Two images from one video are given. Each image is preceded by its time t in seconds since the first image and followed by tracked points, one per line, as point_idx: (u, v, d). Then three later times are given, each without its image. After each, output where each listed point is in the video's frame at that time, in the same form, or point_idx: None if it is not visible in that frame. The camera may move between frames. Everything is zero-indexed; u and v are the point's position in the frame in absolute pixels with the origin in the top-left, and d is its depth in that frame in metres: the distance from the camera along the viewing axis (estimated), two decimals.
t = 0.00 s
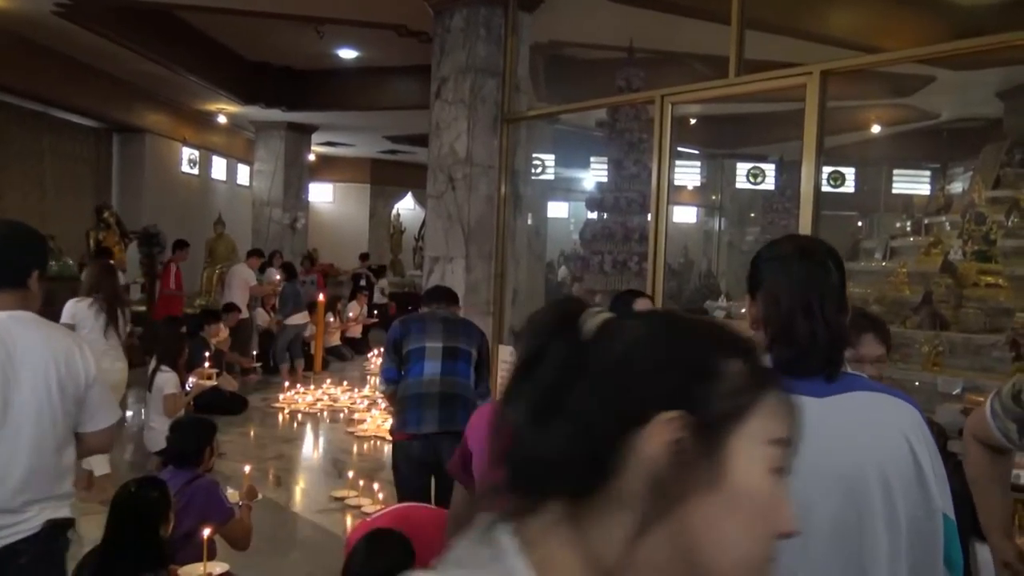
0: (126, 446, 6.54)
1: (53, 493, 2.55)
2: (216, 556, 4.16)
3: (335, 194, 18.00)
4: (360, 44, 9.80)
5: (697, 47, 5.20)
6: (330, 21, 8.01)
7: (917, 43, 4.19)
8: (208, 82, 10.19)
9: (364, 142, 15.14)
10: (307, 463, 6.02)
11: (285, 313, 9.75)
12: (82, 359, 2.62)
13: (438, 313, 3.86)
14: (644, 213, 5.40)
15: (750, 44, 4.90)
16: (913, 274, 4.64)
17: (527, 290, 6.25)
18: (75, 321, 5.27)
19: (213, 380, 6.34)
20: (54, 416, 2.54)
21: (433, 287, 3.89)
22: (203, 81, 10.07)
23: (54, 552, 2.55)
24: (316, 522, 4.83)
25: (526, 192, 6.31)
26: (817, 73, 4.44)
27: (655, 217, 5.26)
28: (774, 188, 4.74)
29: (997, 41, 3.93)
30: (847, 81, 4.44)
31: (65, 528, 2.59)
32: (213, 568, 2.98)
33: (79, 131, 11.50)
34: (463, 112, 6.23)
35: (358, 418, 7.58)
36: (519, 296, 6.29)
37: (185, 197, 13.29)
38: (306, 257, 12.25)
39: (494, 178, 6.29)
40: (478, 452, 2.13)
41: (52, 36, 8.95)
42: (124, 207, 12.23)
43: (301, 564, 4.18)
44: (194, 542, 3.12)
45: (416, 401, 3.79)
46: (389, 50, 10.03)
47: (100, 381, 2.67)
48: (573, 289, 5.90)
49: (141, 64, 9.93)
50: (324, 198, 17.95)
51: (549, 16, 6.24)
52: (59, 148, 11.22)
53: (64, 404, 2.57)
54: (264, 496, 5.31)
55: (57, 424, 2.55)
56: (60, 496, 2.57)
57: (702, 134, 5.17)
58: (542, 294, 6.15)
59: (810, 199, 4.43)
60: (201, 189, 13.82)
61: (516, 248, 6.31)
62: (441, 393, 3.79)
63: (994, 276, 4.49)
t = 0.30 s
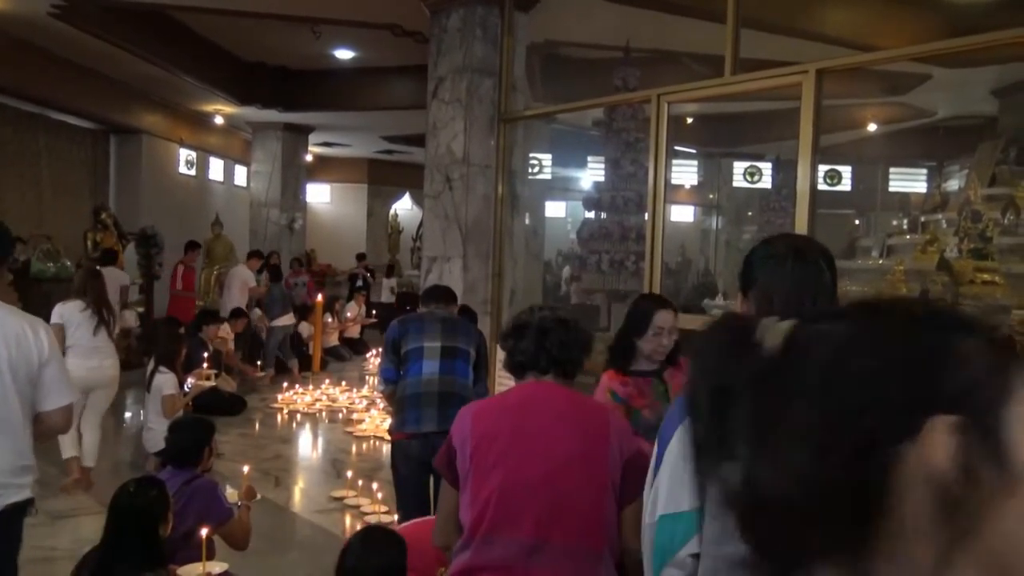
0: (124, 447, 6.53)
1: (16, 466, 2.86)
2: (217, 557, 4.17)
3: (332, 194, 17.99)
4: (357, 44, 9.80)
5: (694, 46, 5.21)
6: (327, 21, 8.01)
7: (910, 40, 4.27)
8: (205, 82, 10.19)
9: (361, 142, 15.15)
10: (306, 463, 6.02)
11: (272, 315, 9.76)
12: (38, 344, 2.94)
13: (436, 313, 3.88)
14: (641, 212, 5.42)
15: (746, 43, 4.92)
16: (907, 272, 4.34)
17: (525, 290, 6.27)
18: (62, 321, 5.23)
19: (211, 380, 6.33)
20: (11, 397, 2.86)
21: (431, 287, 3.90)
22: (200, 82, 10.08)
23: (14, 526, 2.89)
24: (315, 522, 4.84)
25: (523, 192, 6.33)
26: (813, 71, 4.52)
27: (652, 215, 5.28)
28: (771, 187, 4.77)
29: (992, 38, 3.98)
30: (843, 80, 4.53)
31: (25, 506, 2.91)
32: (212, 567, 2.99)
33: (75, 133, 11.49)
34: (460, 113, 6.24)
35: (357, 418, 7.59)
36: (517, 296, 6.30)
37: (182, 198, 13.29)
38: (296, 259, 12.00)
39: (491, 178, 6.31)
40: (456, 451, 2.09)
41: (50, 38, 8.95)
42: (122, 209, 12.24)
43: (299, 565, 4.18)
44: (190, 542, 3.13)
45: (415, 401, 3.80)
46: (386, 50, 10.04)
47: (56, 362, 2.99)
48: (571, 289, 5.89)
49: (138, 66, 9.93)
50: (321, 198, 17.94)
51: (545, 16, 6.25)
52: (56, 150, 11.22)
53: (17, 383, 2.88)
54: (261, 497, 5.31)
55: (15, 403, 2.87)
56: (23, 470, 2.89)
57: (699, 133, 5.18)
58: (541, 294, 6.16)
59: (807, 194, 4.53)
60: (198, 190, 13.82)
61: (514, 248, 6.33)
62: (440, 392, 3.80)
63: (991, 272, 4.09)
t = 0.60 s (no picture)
0: (140, 443, 6.60)
1: (14, 454, 3.05)
2: (229, 551, 4.21)
3: (347, 192, 18.06)
4: (372, 43, 9.84)
5: (706, 42, 5.20)
6: (341, 20, 8.05)
7: (921, 37, 4.25)
8: (221, 80, 10.26)
9: (376, 141, 15.19)
10: (320, 459, 6.06)
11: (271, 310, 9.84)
12: (36, 342, 3.13)
13: (445, 310, 3.90)
14: (653, 210, 5.42)
15: (759, 40, 4.91)
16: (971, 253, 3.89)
17: (537, 287, 6.28)
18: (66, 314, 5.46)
19: (225, 376, 6.39)
20: (7, 390, 3.05)
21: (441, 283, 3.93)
22: (216, 80, 10.15)
23: (14, 510, 3.07)
24: (326, 517, 4.88)
25: (536, 190, 6.35)
26: (824, 69, 4.50)
27: (665, 212, 5.28)
28: (787, 184, 4.73)
29: (1002, 35, 3.96)
30: (854, 78, 4.51)
31: (23, 492, 3.10)
32: (222, 560, 3.00)
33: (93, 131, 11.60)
34: (472, 110, 6.27)
35: (370, 415, 7.63)
36: (529, 293, 6.32)
37: (199, 196, 13.39)
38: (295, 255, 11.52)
39: (503, 176, 6.32)
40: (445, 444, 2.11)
41: (68, 39, 9.05)
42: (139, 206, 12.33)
43: (312, 559, 4.22)
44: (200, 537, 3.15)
45: (423, 397, 3.82)
46: (400, 49, 10.08)
47: (52, 358, 3.17)
48: (585, 287, 5.90)
49: (155, 65, 10.01)
50: (337, 196, 18.02)
51: (557, 14, 6.26)
52: (74, 148, 11.33)
53: (13, 377, 3.07)
54: (275, 492, 5.35)
55: (11, 396, 3.07)
56: (20, 457, 3.08)
57: (714, 130, 5.19)
58: (554, 291, 6.17)
59: (819, 191, 4.50)
60: (215, 188, 13.91)
61: (527, 245, 6.35)
62: (448, 387, 3.81)
63: None
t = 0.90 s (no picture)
0: (167, 434, 6.68)
1: (47, 420, 3.21)
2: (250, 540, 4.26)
3: (372, 186, 18.14)
4: (395, 36, 9.87)
5: (729, 33, 5.16)
6: (364, 13, 8.08)
7: (946, 26, 4.17)
8: (246, 74, 10.34)
9: (400, 134, 15.24)
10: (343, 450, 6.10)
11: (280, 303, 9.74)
12: (71, 315, 3.29)
13: (464, 302, 3.91)
14: (675, 202, 5.39)
15: (782, 30, 4.85)
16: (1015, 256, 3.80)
17: (559, 279, 6.29)
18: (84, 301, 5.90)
19: (249, 367, 6.45)
20: (43, 361, 3.21)
21: (459, 274, 3.94)
22: (241, 74, 10.23)
23: (50, 470, 3.21)
24: (348, 508, 4.92)
25: (558, 182, 6.34)
26: (848, 59, 4.42)
27: (687, 205, 5.24)
28: (813, 177, 4.65)
29: None
30: (878, 67, 4.42)
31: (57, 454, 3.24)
32: (242, 547, 3.05)
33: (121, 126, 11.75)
34: (494, 103, 6.29)
35: (393, 407, 7.67)
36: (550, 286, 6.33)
37: (226, 190, 13.52)
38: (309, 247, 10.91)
39: (525, 169, 6.32)
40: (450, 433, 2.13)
41: (96, 34, 9.17)
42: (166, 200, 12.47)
43: (333, 548, 4.26)
44: (221, 523, 3.20)
45: (441, 387, 3.84)
46: (424, 42, 10.10)
47: (86, 332, 3.33)
48: (609, 281, 5.88)
49: (180, 60, 10.10)
50: (362, 190, 18.11)
51: (579, 6, 6.25)
52: (103, 142, 11.48)
53: (52, 348, 3.23)
54: (298, 482, 5.40)
55: (46, 366, 3.22)
56: (53, 424, 3.22)
57: (738, 122, 5.15)
58: (575, 284, 6.18)
59: (841, 184, 4.40)
60: (241, 181, 14.03)
61: (549, 238, 6.34)
62: (466, 378, 3.83)
63: None
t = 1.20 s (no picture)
0: (210, 423, 6.81)
1: (85, 402, 3.30)
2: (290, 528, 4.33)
3: (412, 179, 18.25)
4: (434, 30, 9.90)
5: (769, 23, 5.10)
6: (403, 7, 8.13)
7: (990, 14, 4.07)
8: (288, 69, 10.46)
9: (439, 128, 15.30)
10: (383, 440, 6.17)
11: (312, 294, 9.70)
12: (114, 303, 3.34)
13: (498, 294, 3.93)
14: (714, 195, 5.34)
15: (823, 20, 4.78)
16: None
17: (596, 272, 6.29)
18: (139, 291, 6.11)
19: (290, 358, 6.54)
20: (85, 347, 3.29)
21: (492, 267, 3.96)
22: (282, 69, 10.35)
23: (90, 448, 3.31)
24: (386, 497, 4.97)
25: (596, 175, 6.35)
26: (891, 48, 4.35)
27: (726, 198, 5.19)
28: (857, 168, 4.58)
29: None
30: (923, 56, 4.35)
31: (94, 432, 3.32)
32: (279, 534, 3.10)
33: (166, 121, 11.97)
34: (531, 96, 6.29)
35: (431, 398, 7.73)
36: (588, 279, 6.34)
37: (268, 183, 13.70)
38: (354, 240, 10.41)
39: (563, 160, 6.35)
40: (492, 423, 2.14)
41: (142, 31, 9.36)
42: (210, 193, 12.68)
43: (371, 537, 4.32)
44: (260, 509, 3.23)
45: (476, 378, 3.87)
46: (462, 35, 10.13)
47: (128, 321, 3.37)
48: (647, 275, 5.85)
49: (222, 55, 10.26)
50: (402, 183, 18.24)
51: None
52: (149, 137, 11.71)
53: (93, 335, 3.31)
54: (337, 472, 5.47)
55: (87, 352, 3.30)
56: (92, 406, 3.32)
57: (782, 114, 5.06)
58: (613, 277, 6.16)
59: (883, 176, 4.35)
60: (283, 175, 14.21)
61: (587, 231, 6.35)
62: (500, 371, 3.84)
63: None
